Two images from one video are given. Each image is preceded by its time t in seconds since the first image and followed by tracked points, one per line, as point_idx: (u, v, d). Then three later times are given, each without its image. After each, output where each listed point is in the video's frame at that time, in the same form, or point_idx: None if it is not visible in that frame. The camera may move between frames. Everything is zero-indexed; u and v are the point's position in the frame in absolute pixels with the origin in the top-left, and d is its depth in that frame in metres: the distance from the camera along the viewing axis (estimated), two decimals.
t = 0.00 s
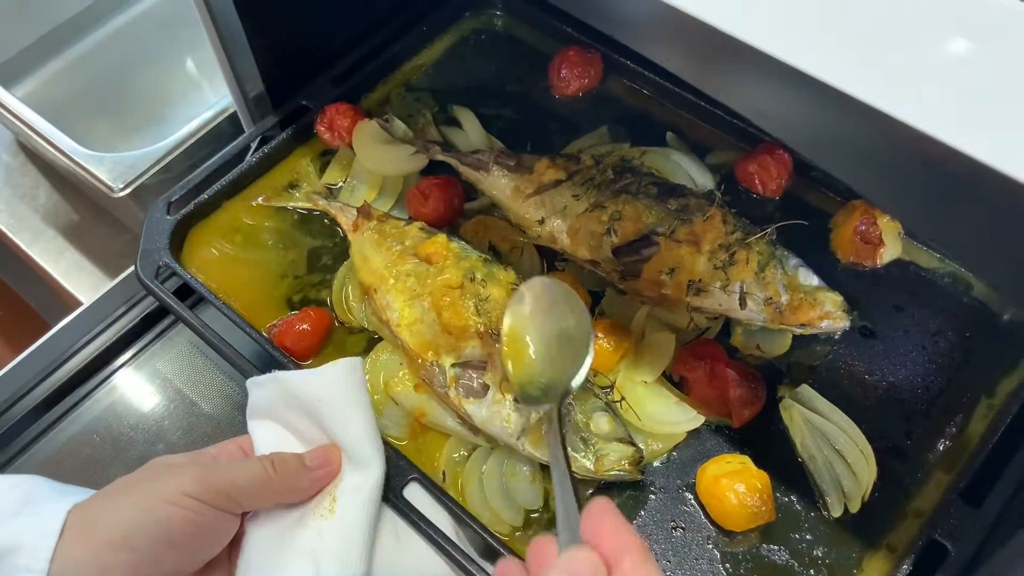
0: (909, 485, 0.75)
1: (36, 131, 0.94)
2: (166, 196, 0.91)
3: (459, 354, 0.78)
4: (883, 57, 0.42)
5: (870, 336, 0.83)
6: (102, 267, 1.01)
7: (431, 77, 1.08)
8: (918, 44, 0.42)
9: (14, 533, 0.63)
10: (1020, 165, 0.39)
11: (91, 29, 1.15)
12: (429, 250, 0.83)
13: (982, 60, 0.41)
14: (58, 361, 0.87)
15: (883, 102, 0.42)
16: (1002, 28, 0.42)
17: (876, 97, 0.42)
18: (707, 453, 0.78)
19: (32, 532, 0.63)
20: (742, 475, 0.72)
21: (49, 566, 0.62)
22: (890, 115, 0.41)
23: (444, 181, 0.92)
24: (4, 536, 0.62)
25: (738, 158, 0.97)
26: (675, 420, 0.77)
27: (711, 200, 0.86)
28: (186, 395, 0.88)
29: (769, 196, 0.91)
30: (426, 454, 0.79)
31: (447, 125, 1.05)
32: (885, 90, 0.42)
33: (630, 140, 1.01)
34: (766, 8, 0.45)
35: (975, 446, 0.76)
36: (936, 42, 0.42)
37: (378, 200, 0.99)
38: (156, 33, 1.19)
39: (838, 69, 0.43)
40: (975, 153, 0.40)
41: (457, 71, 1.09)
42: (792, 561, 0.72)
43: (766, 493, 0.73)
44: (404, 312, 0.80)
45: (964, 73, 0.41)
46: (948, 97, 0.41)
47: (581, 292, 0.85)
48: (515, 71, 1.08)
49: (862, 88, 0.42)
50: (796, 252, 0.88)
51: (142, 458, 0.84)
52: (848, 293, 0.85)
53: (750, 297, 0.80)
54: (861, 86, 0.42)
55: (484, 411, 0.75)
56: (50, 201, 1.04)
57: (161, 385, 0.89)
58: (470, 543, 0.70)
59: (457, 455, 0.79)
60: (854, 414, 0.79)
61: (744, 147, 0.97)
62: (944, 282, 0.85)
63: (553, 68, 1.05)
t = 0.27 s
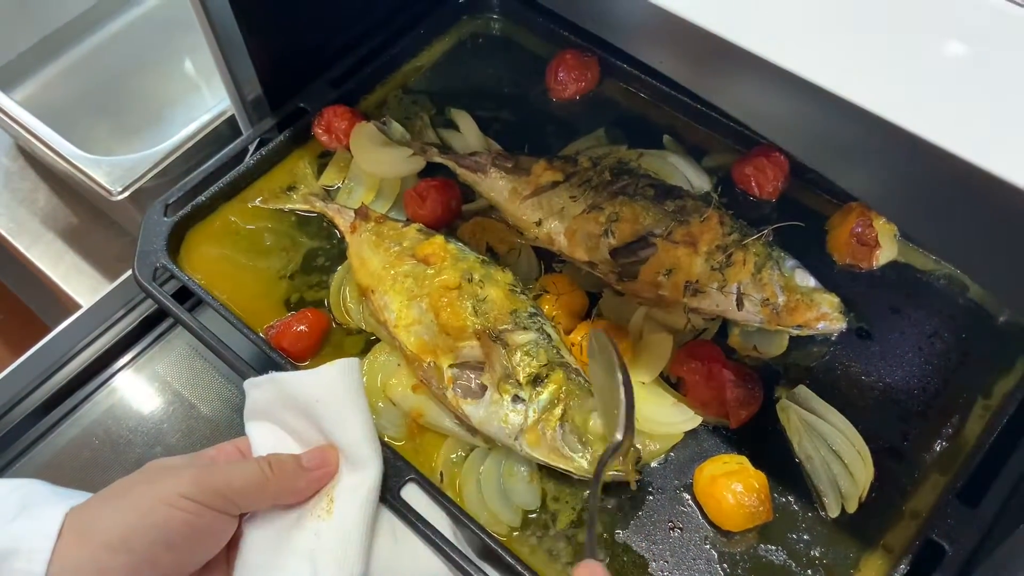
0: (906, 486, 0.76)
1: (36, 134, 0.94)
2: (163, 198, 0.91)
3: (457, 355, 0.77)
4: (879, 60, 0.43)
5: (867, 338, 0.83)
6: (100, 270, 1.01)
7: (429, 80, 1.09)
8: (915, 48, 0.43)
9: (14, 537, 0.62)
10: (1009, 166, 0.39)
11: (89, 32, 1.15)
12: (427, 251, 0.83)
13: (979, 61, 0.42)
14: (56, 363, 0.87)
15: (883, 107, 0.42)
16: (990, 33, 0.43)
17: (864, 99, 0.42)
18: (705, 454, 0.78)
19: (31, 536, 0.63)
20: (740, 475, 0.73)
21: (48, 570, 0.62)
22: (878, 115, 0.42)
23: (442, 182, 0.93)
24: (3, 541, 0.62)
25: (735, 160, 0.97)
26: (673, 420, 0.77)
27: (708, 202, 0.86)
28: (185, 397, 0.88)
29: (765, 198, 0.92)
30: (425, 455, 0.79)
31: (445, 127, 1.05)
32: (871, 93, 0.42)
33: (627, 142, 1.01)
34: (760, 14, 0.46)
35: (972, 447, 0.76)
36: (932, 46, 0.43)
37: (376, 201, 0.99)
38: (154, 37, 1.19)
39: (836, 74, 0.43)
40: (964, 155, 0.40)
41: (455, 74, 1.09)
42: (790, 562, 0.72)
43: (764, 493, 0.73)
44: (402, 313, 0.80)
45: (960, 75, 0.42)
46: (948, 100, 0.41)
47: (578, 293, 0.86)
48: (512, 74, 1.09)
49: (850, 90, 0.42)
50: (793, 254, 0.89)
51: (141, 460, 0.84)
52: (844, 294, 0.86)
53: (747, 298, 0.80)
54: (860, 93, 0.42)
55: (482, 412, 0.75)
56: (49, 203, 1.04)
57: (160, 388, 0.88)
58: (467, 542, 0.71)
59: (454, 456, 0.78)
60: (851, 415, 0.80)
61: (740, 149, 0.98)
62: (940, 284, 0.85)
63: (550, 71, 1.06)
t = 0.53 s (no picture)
0: (906, 483, 0.76)
1: (37, 135, 0.94)
2: (164, 199, 0.91)
3: (458, 354, 0.78)
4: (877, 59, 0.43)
5: (867, 336, 0.83)
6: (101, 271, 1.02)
7: (429, 80, 1.09)
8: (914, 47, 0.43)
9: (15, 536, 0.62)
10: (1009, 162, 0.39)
11: (90, 32, 1.15)
12: (427, 250, 0.83)
13: (979, 59, 0.42)
14: (57, 364, 0.87)
15: (884, 106, 0.42)
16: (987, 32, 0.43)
17: (867, 97, 0.42)
18: (706, 452, 0.78)
19: (32, 536, 0.63)
20: (740, 473, 0.73)
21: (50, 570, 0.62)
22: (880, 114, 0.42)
23: (442, 182, 0.93)
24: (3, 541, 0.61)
25: (735, 159, 0.97)
26: (674, 418, 0.78)
27: (708, 200, 0.86)
28: (187, 397, 0.88)
29: (766, 197, 0.92)
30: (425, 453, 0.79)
31: (445, 127, 1.05)
32: (875, 91, 0.42)
33: (628, 141, 1.01)
34: (760, 13, 0.45)
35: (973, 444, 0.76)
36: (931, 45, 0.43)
37: (376, 201, 0.99)
38: (153, 38, 1.20)
39: (838, 73, 0.43)
40: (965, 153, 0.40)
41: (455, 74, 1.09)
42: (791, 560, 0.72)
43: (765, 491, 0.73)
44: (403, 312, 0.80)
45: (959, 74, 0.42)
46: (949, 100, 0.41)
47: (579, 292, 0.86)
48: (512, 74, 1.09)
49: (853, 89, 0.42)
50: (793, 252, 0.89)
51: (142, 459, 0.84)
52: (844, 292, 0.86)
53: (747, 296, 0.80)
54: (861, 90, 0.42)
55: (482, 411, 0.75)
56: (49, 204, 1.04)
57: (162, 388, 0.89)
58: (470, 542, 0.71)
59: (455, 456, 0.78)
60: (852, 413, 0.80)
61: (740, 148, 0.98)
62: (940, 281, 0.85)
63: (550, 70, 1.06)
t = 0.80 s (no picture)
0: (905, 482, 0.76)
1: (38, 138, 0.95)
2: (166, 201, 0.92)
3: (458, 356, 0.78)
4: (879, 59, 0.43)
5: (867, 334, 0.83)
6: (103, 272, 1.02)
7: (429, 80, 1.09)
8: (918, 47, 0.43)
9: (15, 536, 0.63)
10: (1009, 161, 0.39)
11: (91, 33, 1.15)
12: (427, 252, 0.83)
13: (981, 59, 0.42)
14: (59, 364, 0.88)
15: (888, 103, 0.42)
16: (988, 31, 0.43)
17: (870, 96, 0.42)
18: (704, 452, 0.78)
19: (32, 535, 0.64)
20: (740, 473, 0.73)
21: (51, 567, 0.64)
22: (885, 113, 0.42)
23: (441, 183, 0.93)
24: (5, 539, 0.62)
25: (734, 157, 0.97)
26: (673, 419, 0.79)
27: (706, 200, 0.86)
28: (188, 398, 0.89)
29: (765, 195, 0.92)
30: (425, 454, 0.79)
31: (445, 127, 1.05)
32: (880, 89, 0.42)
33: (627, 140, 1.01)
34: (755, 15, 0.45)
35: (972, 443, 0.76)
36: (935, 46, 0.43)
37: (376, 203, 1.00)
38: (153, 38, 1.20)
39: (839, 73, 0.43)
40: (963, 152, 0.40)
41: (455, 73, 1.09)
42: (790, 559, 0.73)
43: (763, 491, 0.73)
44: (403, 315, 0.80)
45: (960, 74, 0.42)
46: (952, 100, 0.41)
47: (578, 292, 0.86)
48: (512, 72, 1.09)
49: (856, 88, 0.42)
50: (792, 250, 0.89)
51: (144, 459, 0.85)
52: (844, 290, 0.86)
53: (746, 296, 0.80)
54: (860, 89, 0.42)
55: (483, 412, 0.76)
56: (51, 206, 1.05)
57: (163, 388, 0.89)
58: (471, 543, 0.71)
59: (455, 458, 0.79)
60: (851, 411, 0.80)
61: (740, 146, 0.97)
62: (940, 279, 0.85)
63: (550, 69, 1.06)
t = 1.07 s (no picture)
0: (905, 482, 0.76)
1: (40, 137, 0.94)
2: (167, 198, 0.91)
3: (459, 352, 0.78)
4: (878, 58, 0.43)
5: (866, 335, 0.84)
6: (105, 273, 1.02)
7: (430, 80, 1.09)
8: (917, 47, 0.43)
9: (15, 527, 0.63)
10: (1010, 161, 0.39)
11: (93, 35, 1.17)
12: (428, 249, 0.83)
13: (982, 60, 0.42)
14: (60, 364, 0.87)
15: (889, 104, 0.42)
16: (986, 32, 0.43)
17: (872, 97, 0.42)
18: (704, 450, 0.78)
19: (33, 526, 0.64)
20: (740, 471, 0.73)
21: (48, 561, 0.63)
22: (886, 113, 0.42)
23: (442, 181, 0.93)
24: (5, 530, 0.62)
25: (734, 159, 0.97)
26: (672, 417, 0.79)
27: (707, 200, 0.86)
28: (190, 398, 0.89)
29: (765, 197, 0.92)
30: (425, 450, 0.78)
31: (446, 127, 1.05)
32: (881, 90, 0.42)
33: (628, 141, 1.02)
34: (757, 13, 0.45)
35: (971, 442, 0.76)
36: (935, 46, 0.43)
37: (377, 201, 1.00)
38: (155, 40, 1.20)
39: (842, 74, 0.43)
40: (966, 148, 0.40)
41: (456, 74, 1.10)
42: (790, 558, 0.73)
43: (763, 489, 0.73)
44: (404, 311, 0.80)
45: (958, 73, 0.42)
46: (950, 98, 0.41)
47: (579, 291, 0.86)
48: (513, 74, 1.09)
49: (859, 89, 0.42)
50: (792, 252, 0.89)
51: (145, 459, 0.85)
52: (843, 291, 0.86)
53: (746, 295, 0.81)
54: (858, 85, 0.42)
55: (483, 409, 0.76)
56: (52, 206, 1.05)
57: (164, 388, 0.89)
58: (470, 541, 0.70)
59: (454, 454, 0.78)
60: (850, 412, 0.80)
61: (740, 148, 0.98)
62: (939, 281, 0.86)
63: (551, 71, 1.06)
